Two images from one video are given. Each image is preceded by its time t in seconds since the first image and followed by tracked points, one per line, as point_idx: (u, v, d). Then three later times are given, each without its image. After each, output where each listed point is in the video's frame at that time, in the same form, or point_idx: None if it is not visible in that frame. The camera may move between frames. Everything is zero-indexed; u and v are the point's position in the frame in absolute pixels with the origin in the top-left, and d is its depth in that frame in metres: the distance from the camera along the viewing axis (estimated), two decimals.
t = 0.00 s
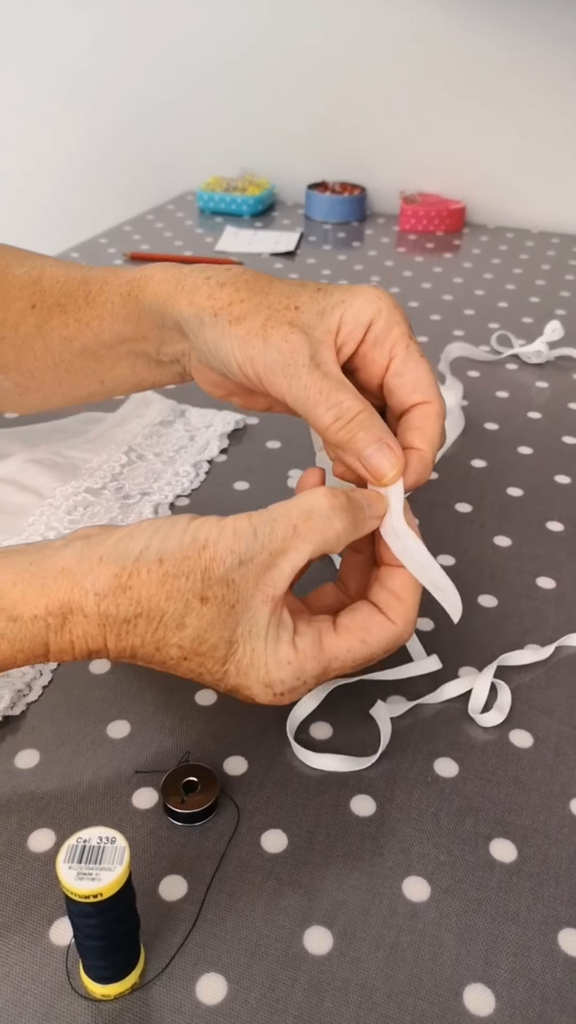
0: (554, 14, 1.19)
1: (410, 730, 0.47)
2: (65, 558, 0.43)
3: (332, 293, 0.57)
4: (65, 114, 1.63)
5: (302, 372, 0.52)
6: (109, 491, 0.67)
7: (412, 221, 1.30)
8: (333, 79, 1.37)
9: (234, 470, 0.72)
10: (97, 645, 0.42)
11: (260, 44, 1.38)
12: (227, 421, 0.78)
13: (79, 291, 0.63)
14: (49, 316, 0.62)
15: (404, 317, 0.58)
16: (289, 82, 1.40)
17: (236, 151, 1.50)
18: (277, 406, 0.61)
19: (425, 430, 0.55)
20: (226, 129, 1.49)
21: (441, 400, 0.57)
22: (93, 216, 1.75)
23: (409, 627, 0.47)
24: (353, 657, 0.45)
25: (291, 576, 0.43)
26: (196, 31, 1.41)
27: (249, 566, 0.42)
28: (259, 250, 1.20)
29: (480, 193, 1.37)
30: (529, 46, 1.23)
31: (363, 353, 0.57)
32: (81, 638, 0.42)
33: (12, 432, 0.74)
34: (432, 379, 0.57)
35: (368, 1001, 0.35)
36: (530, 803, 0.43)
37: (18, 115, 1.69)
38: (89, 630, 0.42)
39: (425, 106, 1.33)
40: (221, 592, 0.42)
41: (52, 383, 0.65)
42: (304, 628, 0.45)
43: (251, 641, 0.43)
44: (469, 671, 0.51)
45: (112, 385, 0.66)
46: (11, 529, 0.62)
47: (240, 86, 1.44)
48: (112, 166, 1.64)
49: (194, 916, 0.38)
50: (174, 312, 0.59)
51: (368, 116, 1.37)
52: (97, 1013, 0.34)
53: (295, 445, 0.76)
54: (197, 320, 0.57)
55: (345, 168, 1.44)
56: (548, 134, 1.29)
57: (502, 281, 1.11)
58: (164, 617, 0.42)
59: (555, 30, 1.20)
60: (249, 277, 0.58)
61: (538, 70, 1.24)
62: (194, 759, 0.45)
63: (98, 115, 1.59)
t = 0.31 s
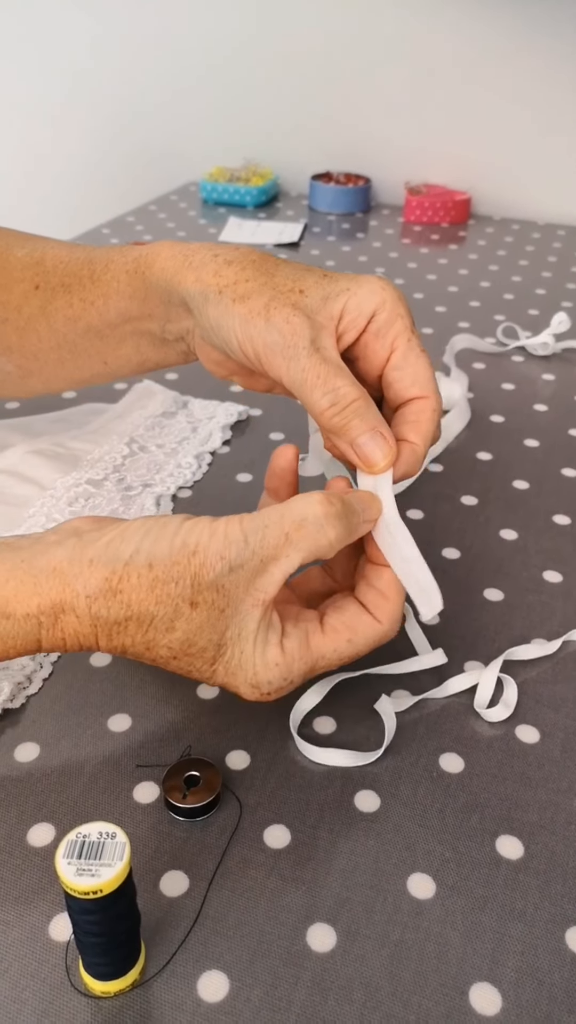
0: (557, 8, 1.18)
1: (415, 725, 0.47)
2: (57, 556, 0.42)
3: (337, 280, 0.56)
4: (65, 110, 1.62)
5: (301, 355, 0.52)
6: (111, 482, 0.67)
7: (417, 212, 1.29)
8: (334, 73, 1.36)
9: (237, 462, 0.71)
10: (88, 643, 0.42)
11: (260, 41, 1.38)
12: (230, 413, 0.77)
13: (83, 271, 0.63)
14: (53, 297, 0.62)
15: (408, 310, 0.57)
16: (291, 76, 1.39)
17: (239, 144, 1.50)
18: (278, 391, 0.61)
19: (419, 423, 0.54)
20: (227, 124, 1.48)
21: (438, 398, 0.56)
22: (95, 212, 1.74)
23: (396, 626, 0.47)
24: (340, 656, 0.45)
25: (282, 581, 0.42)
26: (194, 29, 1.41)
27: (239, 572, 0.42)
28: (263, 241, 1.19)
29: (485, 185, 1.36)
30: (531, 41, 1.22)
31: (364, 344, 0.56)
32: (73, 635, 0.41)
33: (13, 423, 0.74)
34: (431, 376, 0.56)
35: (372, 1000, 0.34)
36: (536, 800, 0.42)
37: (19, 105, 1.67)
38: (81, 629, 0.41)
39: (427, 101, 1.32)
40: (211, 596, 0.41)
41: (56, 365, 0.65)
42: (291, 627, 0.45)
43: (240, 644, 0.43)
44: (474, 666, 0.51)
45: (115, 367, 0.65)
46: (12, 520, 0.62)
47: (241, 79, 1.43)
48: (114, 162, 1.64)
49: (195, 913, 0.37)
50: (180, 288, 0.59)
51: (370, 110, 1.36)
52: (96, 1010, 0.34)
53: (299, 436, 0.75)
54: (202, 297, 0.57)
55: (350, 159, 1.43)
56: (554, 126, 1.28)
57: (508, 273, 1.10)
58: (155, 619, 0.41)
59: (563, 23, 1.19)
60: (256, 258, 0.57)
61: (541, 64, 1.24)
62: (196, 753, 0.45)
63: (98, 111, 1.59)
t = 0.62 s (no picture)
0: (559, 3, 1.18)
1: (420, 724, 0.46)
2: (57, 586, 0.41)
3: (348, 278, 0.55)
4: (66, 108, 1.62)
5: (309, 354, 0.51)
6: (115, 480, 0.66)
7: (423, 208, 1.29)
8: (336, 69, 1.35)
9: (241, 459, 0.71)
10: (84, 677, 0.41)
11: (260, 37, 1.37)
12: (234, 409, 0.77)
13: (93, 265, 0.63)
14: (63, 291, 0.62)
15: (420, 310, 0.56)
16: (293, 71, 1.38)
17: (241, 140, 1.49)
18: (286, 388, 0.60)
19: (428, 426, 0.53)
20: (229, 120, 1.48)
21: (449, 400, 0.55)
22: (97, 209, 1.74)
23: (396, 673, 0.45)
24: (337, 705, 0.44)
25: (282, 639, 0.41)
26: (194, 26, 1.41)
27: (242, 628, 0.40)
28: (268, 236, 1.19)
29: (490, 181, 1.35)
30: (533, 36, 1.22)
31: (374, 344, 0.56)
32: (68, 668, 0.41)
33: (16, 420, 0.74)
34: (443, 379, 0.55)
35: (377, 1002, 0.34)
36: (543, 800, 0.42)
37: (19, 103, 1.67)
38: (77, 664, 0.40)
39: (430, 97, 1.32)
40: (211, 648, 0.40)
41: (67, 360, 0.64)
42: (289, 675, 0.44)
43: (235, 694, 0.42)
44: (480, 665, 0.50)
45: (126, 361, 0.65)
46: (16, 517, 0.61)
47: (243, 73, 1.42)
48: (115, 159, 1.64)
49: (198, 914, 0.37)
50: (191, 282, 0.58)
51: (373, 105, 1.36)
52: (99, 1011, 0.34)
53: (303, 434, 0.75)
54: (212, 291, 0.57)
55: (354, 155, 1.42)
56: (559, 122, 1.27)
57: (514, 269, 1.10)
58: (151, 664, 0.40)
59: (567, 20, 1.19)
60: (267, 252, 0.57)
61: (544, 59, 1.23)
62: (200, 753, 0.44)
63: (98, 108, 1.58)
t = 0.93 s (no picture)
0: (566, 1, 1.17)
1: (434, 728, 0.46)
2: (67, 600, 0.40)
3: (373, 283, 0.55)
4: (71, 109, 1.62)
5: (324, 362, 0.50)
6: (124, 481, 0.66)
7: (431, 209, 1.28)
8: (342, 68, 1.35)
9: (251, 461, 0.70)
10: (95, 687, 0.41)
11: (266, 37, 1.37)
12: (244, 411, 0.76)
13: (112, 263, 0.62)
14: (78, 288, 0.62)
15: (444, 309, 0.55)
16: (298, 71, 1.38)
17: (247, 140, 1.49)
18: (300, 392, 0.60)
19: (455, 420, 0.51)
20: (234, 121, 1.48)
21: (478, 395, 0.53)
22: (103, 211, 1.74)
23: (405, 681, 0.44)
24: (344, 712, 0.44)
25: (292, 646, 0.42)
26: (199, 27, 1.41)
27: (256, 641, 0.40)
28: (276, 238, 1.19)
29: (498, 182, 1.34)
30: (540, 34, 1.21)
31: (397, 345, 0.55)
32: (79, 678, 0.40)
33: (24, 421, 0.73)
34: (470, 374, 0.54)
35: (394, 1012, 0.33)
36: (560, 806, 0.41)
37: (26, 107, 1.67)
38: (87, 674, 0.40)
39: (436, 96, 1.31)
40: (224, 661, 0.40)
41: (74, 357, 0.64)
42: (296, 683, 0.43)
43: (244, 704, 0.42)
44: (495, 669, 0.50)
45: (134, 361, 0.65)
46: (25, 520, 0.61)
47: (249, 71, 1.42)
48: (120, 160, 1.64)
49: (212, 921, 0.36)
50: (213, 277, 0.58)
51: (379, 105, 1.35)
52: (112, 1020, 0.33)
53: (314, 437, 0.74)
54: (237, 288, 0.56)
55: (361, 156, 1.42)
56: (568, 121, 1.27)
57: (525, 270, 1.09)
58: (162, 679, 0.40)
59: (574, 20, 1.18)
60: (294, 251, 0.57)
61: (551, 56, 1.22)
62: (212, 758, 0.44)
63: (103, 109, 1.58)
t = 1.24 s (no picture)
0: None
1: (432, 728, 0.46)
2: (63, 607, 0.40)
3: (376, 291, 0.55)
4: (70, 110, 1.62)
5: (329, 369, 0.50)
6: (122, 482, 0.66)
7: (429, 208, 1.28)
8: (341, 66, 1.35)
9: (248, 461, 0.70)
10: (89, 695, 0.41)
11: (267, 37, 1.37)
12: (242, 411, 0.76)
13: (108, 267, 0.62)
14: (73, 292, 0.62)
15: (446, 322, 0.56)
16: (296, 71, 1.38)
17: (246, 139, 1.49)
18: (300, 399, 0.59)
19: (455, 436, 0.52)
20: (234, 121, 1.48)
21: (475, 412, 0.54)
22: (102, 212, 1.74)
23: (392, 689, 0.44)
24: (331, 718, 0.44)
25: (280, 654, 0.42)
26: (198, 26, 1.40)
27: (250, 655, 0.40)
28: (273, 238, 1.19)
29: (497, 181, 1.34)
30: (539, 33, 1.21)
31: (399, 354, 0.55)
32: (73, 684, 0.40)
33: (22, 422, 0.73)
34: (469, 389, 0.54)
35: (392, 1012, 0.33)
36: (559, 805, 0.41)
37: (24, 106, 1.67)
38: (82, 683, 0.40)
39: (435, 96, 1.31)
40: (217, 673, 0.40)
41: (70, 361, 0.64)
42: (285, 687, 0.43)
43: (234, 710, 0.42)
44: (493, 669, 0.49)
45: (132, 365, 0.65)
46: (22, 520, 0.61)
47: (248, 69, 1.41)
48: (120, 160, 1.64)
49: (209, 921, 0.36)
50: (212, 283, 0.58)
51: (378, 105, 1.35)
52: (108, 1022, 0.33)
53: (312, 437, 0.74)
54: (237, 295, 0.56)
55: (360, 155, 1.42)
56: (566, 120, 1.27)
57: (523, 269, 1.09)
58: (156, 689, 0.40)
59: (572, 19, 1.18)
60: (295, 258, 0.56)
61: (551, 55, 1.22)
62: (210, 758, 0.44)
63: (102, 108, 1.58)
